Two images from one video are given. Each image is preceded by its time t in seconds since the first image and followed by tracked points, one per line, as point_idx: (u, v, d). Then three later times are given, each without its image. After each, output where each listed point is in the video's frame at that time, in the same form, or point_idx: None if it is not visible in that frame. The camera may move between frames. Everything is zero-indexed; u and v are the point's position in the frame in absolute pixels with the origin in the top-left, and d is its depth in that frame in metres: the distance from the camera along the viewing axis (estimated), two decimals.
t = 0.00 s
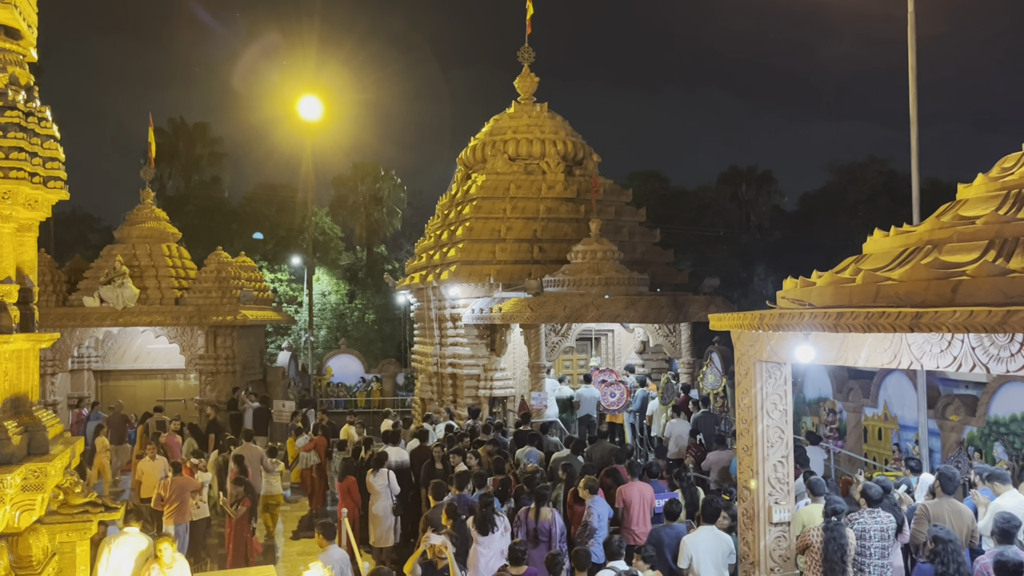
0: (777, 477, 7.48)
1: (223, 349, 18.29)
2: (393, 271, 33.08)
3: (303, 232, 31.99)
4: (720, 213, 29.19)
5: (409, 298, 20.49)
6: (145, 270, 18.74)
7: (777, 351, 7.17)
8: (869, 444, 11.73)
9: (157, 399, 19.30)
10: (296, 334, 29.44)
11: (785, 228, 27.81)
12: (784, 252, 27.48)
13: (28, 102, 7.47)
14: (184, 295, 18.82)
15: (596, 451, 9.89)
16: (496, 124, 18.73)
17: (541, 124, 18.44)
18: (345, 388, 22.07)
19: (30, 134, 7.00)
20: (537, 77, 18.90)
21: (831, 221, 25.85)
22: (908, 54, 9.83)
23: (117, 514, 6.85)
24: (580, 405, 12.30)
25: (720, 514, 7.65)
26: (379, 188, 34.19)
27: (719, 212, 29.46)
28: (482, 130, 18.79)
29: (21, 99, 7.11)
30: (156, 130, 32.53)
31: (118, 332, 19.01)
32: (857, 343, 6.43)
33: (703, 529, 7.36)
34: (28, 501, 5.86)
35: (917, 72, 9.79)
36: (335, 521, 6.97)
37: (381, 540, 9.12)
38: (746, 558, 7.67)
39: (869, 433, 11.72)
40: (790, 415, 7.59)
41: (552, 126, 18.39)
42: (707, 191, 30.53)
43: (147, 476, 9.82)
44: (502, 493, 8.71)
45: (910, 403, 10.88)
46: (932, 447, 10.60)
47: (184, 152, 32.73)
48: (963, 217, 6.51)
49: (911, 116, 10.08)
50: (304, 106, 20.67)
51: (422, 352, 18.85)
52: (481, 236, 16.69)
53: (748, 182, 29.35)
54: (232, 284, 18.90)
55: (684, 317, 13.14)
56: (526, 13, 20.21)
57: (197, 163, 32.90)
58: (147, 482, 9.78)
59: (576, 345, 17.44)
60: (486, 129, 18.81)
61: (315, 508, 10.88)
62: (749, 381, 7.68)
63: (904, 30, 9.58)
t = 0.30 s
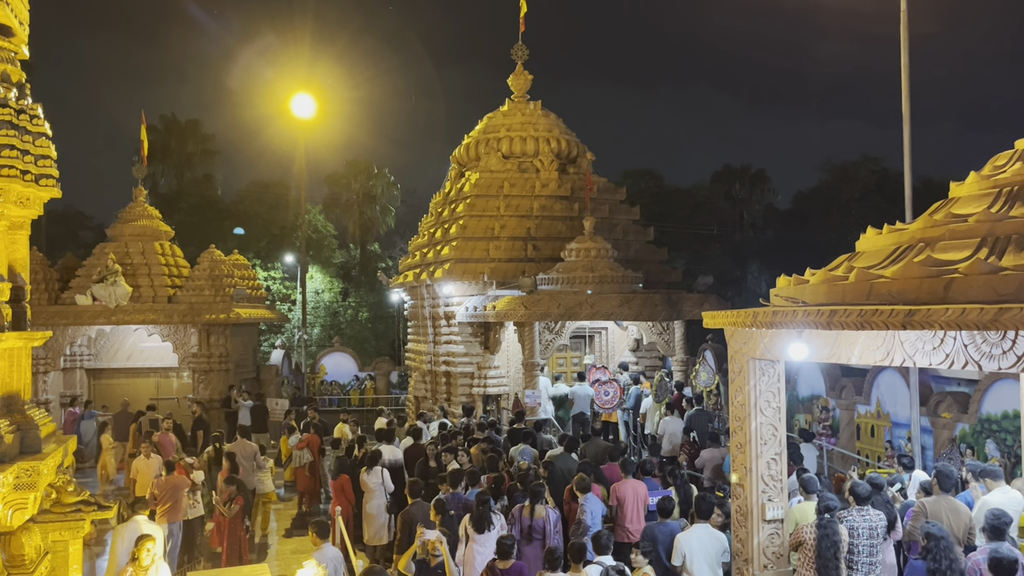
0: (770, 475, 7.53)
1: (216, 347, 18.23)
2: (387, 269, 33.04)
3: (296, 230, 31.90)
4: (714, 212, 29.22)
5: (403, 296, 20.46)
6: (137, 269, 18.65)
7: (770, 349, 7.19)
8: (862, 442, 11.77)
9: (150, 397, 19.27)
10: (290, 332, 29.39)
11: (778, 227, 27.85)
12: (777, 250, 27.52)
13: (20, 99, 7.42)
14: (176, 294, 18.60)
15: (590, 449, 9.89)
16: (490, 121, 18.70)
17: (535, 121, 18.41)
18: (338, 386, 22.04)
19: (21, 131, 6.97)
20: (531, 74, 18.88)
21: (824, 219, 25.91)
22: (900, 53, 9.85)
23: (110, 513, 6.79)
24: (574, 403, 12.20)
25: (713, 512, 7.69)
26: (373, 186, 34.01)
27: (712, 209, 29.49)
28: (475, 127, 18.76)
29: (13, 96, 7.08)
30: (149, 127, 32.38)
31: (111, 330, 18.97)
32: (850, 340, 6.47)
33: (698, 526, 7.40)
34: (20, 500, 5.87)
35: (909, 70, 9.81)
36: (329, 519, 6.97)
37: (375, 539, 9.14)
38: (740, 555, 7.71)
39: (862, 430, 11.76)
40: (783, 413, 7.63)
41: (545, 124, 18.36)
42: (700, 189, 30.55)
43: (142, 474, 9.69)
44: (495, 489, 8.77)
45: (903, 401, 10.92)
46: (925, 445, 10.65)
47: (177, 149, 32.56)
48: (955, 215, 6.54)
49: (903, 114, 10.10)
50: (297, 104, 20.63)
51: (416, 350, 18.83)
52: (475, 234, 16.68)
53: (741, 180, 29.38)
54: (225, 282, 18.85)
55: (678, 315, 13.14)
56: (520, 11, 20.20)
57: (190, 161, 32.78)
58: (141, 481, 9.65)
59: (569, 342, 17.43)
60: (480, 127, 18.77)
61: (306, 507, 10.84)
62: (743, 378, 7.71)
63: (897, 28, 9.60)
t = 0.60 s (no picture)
0: (763, 471, 7.57)
1: (208, 344, 18.13)
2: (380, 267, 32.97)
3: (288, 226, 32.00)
4: (708, 209, 29.26)
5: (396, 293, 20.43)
6: (129, 266, 18.57)
7: (763, 346, 7.20)
8: (854, 438, 11.78)
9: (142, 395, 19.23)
10: (282, 330, 29.35)
11: (770, 224, 27.92)
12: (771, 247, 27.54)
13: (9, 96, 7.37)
14: (168, 290, 18.74)
15: (582, 445, 9.88)
16: (483, 118, 18.67)
17: (527, 118, 18.40)
18: (331, 384, 22.02)
19: (12, 128, 6.92)
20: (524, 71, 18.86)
21: (817, 218, 25.92)
22: (893, 51, 9.88)
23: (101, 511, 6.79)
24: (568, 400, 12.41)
25: (706, 508, 7.74)
26: (365, 183, 33.81)
27: (706, 206, 29.52)
28: (468, 124, 18.73)
29: (3, 93, 7.03)
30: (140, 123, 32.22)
31: (102, 327, 19.02)
32: (842, 337, 6.49)
33: (691, 523, 7.40)
34: (11, 498, 5.87)
35: (901, 69, 9.83)
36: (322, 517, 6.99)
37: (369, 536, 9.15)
38: (732, 551, 7.74)
39: (854, 427, 11.79)
40: (775, 409, 7.68)
41: (538, 121, 18.35)
42: (694, 186, 30.56)
43: (134, 472, 9.57)
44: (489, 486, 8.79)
45: (894, 397, 10.93)
46: (915, 441, 10.68)
47: (168, 145, 32.29)
48: (946, 213, 6.56)
49: (895, 112, 10.11)
50: (290, 101, 20.57)
51: (408, 347, 18.83)
52: (468, 231, 16.67)
53: (734, 178, 29.42)
54: (217, 279, 18.90)
55: (671, 313, 13.13)
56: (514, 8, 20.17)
57: (182, 158, 32.47)
58: (134, 478, 9.52)
59: (563, 340, 17.25)
60: (473, 123, 18.74)
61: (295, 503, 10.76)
62: (734, 376, 7.74)
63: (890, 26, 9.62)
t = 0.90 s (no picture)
0: (763, 475, 7.29)
1: (185, 343, 17.73)
2: (365, 262, 32.45)
3: (269, 220, 31.47)
4: (706, 203, 28.90)
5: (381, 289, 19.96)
6: (102, 261, 18.12)
7: (763, 344, 6.88)
8: (856, 440, 11.44)
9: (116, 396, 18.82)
10: (263, 327, 28.84)
11: (770, 218, 27.50)
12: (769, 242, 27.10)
13: None
14: (143, 287, 18.21)
15: (576, 448, 9.50)
16: (473, 108, 18.26)
17: (519, 108, 17.99)
18: (314, 384, 21.55)
19: None
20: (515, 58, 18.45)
21: (817, 212, 25.44)
22: (898, 36, 9.53)
23: (75, 517, 6.29)
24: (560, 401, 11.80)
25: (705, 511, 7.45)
26: (350, 174, 33.15)
27: (704, 200, 29.11)
28: (458, 114, 18.31)
29: None
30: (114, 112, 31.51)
31: (74, 326, 18.51)
32: (845, 335, 6.18)
33: (687, 527, 7.09)
34: None
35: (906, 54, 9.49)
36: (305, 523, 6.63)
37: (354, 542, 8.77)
38: (731, 557, 7.45)
39: (857, 429, 11.44)
40: (776, 410, 7.39)
41: (530, 111, 17.95)
42: (690, 178, 30.16)
43: (108, 476, 9.08)
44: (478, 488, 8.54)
45: (899, 398, 10.61)
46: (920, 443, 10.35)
47: (143, 136, 31.72)
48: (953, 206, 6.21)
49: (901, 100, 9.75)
50: (271, 89, 20.08)
51: (395, 346, 18.41)
52: (457, 225, 16.25)
53: (733, 170, 29.08)
54: (195, 275, 18.38)
55: (668, 310, 12.80)
56: None
57: (158, 148, 31.87)
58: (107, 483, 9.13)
59: (556, 338, 17.05)
60: (462, 113, 18.32)
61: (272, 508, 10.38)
62: (734, 375, 7.44)
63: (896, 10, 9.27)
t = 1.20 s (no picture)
0: (768, 482, 6.88)
1: (153, 342, 17.15)
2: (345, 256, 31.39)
3: (242, 211, 30.22)
4: (708, 193, 27.63)
5: (363, 285, 19.17)
6: (63, 255, 17.42)
7: (768, 344, 6.59)
8: (867, 446, 10.90)
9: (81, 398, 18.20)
10: (236, 326, 28.22)
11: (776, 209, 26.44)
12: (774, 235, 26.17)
13: None
14: (107, 282, 17.58)
15: (571, 454, 8.97)
16: (460, 92, 17.60)
17: (510, 92, 17.34)
18: (291, 386, 20.78)
19: None
20: (505, 40, 17.83)
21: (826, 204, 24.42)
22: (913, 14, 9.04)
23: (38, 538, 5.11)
24: (552, 404, 11.25)
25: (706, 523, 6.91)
26: (329, 163, 32.91)
27: (706, 189, 27.86)
28: (445, 98, 17.66)
29: None
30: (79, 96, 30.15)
31: (33, 324, 17.76)
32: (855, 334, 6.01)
33: (687, 538, 6.61)
34: None
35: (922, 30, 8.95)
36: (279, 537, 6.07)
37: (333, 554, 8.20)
38: (734, 570, 7.01)
39: (868, 433, 10.91)
40: (782, 414, 6.94)
41: (522, 95, 17.32)
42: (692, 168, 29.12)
43: (70, 484, 8.68)
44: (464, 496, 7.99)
45: (913, 401, 10.11)
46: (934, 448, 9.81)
47: (109, 122, 30.13)
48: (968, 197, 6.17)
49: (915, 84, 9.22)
50: (244, 71, 19.35)
51: (378, 347, 17.86)
52: (443, 217, 15.71)
53: (739, 158, 28.39)
54: (163, 271, 17.81)
55: (668, 307, 12.31)
56: None
57: (123, 134, 30.34)
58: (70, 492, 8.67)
59: (549, 337, 16.37)
60: (449, 98, 17.66)
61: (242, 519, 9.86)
62: (737, 377, 7.00)
63: None
